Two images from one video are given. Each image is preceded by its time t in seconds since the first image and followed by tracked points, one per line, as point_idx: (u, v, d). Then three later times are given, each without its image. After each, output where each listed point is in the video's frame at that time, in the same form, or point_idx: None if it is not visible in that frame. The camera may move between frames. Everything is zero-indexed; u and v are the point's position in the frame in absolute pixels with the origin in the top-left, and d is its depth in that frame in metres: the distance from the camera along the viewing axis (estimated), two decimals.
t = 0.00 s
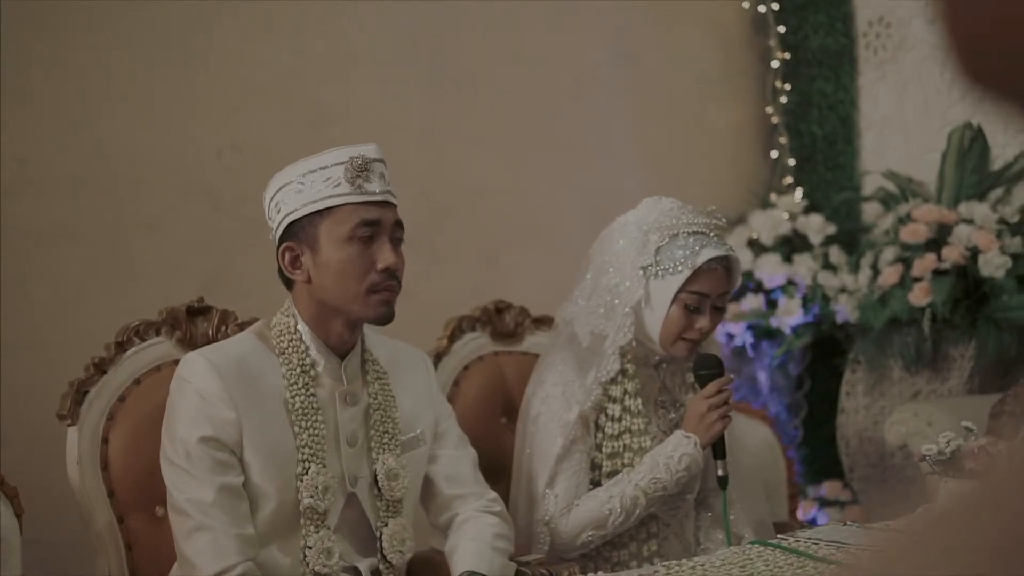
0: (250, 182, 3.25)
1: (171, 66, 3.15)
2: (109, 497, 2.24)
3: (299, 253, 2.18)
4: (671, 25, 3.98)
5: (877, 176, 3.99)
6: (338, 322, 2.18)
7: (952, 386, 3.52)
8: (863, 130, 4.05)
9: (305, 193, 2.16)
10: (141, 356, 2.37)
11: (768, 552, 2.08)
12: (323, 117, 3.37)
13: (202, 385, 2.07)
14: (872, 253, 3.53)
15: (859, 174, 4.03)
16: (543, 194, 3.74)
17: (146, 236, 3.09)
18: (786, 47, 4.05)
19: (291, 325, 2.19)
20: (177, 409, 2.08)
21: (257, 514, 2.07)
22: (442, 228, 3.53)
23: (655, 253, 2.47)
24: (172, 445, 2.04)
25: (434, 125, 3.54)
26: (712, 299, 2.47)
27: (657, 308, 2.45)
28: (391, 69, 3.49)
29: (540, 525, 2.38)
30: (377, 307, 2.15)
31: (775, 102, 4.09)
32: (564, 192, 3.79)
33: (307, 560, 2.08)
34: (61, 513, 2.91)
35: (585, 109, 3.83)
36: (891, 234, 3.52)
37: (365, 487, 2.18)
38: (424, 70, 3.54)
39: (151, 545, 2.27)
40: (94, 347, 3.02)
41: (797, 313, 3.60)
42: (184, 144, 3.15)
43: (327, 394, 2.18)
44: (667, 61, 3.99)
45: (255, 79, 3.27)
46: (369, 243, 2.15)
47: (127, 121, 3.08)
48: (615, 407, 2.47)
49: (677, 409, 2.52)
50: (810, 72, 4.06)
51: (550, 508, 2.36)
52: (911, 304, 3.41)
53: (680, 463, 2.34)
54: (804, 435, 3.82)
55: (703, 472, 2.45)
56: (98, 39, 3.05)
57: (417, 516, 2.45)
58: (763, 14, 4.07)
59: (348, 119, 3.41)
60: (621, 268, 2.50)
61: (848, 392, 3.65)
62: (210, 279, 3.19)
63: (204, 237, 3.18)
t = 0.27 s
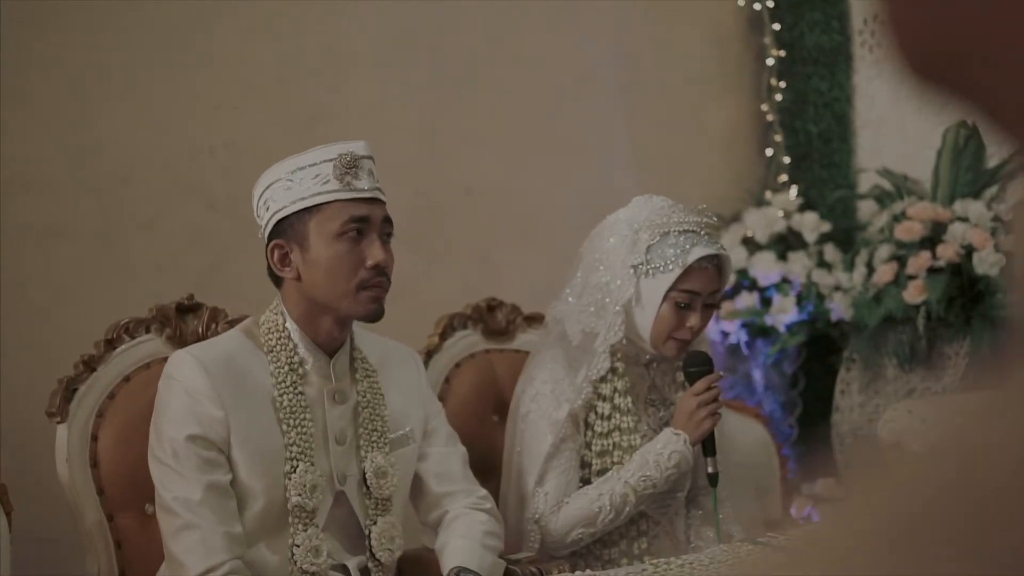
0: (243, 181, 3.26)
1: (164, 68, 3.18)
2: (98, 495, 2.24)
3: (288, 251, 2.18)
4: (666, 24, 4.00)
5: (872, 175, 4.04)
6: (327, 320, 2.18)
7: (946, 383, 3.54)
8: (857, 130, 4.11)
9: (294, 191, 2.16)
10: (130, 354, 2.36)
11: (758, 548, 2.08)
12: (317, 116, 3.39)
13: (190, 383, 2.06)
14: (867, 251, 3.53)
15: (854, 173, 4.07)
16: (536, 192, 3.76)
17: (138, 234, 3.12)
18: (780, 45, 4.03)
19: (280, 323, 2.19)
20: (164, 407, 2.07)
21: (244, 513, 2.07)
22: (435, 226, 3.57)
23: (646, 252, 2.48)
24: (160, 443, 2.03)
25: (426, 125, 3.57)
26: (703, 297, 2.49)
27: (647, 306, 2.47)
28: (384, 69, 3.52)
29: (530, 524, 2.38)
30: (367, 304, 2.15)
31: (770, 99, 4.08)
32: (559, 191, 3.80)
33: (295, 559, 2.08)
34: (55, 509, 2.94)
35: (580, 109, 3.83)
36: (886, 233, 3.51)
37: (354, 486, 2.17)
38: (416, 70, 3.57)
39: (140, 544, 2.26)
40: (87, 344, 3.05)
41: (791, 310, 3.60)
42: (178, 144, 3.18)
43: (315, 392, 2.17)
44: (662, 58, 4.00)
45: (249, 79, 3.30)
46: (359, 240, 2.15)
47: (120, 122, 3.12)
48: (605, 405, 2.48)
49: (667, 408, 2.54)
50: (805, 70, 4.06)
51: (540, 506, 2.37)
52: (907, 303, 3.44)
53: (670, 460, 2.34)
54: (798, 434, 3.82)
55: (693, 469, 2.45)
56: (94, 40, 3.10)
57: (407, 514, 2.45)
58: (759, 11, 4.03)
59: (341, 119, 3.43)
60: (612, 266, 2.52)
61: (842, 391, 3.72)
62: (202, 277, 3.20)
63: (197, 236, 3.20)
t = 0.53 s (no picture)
0: (235, 183, 3.31)
1: (157, 75, 3.25)
2: (90, 498, 2.24)
3: (277, 254, 2.18)
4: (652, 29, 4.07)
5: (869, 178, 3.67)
6: (317, 322, 2.18)
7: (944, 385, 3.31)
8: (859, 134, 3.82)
9: (283, 193, 2.17)
10: (121, 358, 2.37)
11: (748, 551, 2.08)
12: (307, 118, 3.45)
13: (179, 387, 2.06)
14: (863, 253, 3.55)
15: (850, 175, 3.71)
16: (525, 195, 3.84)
17: (133, 237, 3.17)
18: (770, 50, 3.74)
19: (270, 327, 2.19)
20: (154, 412, 2.07)
21: (234, 517, 2.06)
22: (425, 226, 3.63)
23: (636, 250, 2.49)
24: (150, 447, 2.02)
25: (416, 130, 3.65)
26: (696, 293, 2.48)
27: (640, 305, 2.48)
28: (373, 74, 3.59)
29: (523, 526, 2.38)
30: (358, 305, 2.15)
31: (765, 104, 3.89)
32: (546, 194, 3.87)
33: (284, 562, 2.07)
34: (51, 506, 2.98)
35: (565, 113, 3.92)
36: (881, 236, 3.51)
37: (344, 490, 2.18)
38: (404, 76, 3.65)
39: (132, 548, 2.26)
40: (82, 346, 3.09)
41: (786, 308, 3.64)
42: (172, 149, 3.24)
43: (306, 396, 2.18)
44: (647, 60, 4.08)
45: (239, 84, 3.36)
46: (348, 242, 2.16)
47: (115, 128, 3.18)
48: (598, 407, 2.48)
49: (661, 410, 2.53)
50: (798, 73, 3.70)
51: (534, 508, 2.37)
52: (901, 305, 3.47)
53: (664, 462, 2.35)
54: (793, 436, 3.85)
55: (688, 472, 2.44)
56: (90, 46, 3.16)
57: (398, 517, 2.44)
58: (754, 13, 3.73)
59: (332, 122, 3.49)
60: (603, 268, 2.54)
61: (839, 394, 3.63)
62: (196, 279, 3.25)
63: (190, 238, 3.25)
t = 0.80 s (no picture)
0: (231, 183, 3.29)
1: (155, 76, 3.24)
2: (84, 502, 2.23)
3: (272, 256, 2.18)
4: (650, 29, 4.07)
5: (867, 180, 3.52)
6: (312, 325, 2.18)
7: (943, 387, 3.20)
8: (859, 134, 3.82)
9: (277, 196, 2.16)
10: (116, 361, 2.37)
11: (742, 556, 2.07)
12: (304, 117, 3.44)
13: (173, 391, 2.05)
14: (861, 256, 3.59)
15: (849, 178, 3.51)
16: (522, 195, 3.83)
17: (129, 239, 3.17)
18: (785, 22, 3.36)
19: (265, 330, 2.19)
20: (148, 415, 2.05)
21: (228, 520, 2.05)
22: (422, 226, 3.64)
23: (635, 259, 2.49)
24: (144, 451, 2.01)
25: (415, 130, 3.65)
26: (692, 305, 2.50)
27: (636, 312, 2.49)
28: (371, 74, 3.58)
29: (518, 530, 2.40)
30: (352, 307, 2.15)
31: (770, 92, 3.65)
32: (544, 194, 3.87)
33: (279, 566, 2.06)
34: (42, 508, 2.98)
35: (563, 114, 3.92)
36: (880, 237, 3.55)
37: (338, 494, 2.17)
38: (402, 76, 3.64)
39: (127, 552, 2.24)
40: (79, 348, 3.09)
41: (785, 309, 3.68)
42: (169, 151, 3.23)
43: (300, 400, 2.17)
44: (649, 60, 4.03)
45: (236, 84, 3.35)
46: (342, 244, 2.16)
47: (112, 131, 3.18)
48: (592, 411, 2.51)
49: (655, 414, 2.57)
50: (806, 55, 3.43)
51: (528, 513, 2.39)
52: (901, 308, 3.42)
53: (657, 467, 2.38)
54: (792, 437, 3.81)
55: (681, 476, 2.48)
56: (82, 49, 3.16)
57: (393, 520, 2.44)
58: None
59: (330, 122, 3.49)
60: (600, 274, 2.55)
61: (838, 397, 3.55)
62: (193, 281, 3.22)
63: (187, 240, 3.23)
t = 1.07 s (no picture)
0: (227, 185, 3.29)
1: (151, 78, 3.24)
2: (79, 505, 2.22)
3: (267, 259, 2.17)
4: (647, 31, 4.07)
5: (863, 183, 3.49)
6: (307, 328, 2.17)
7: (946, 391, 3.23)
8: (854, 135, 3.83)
9: (271, 198, 2.15)
10: (111, 365, 2.36)
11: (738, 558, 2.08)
12: (300, 119, 3.44)
13: (167, 394, 2.04)
14: (860, 258, 3.58)
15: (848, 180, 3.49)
16: (519, 196, 3.84)
17: (125, 242, 3.17)
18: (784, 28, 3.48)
19: (259, 334, 2.17)
20: (142, 419, 2.04)
21: (223, 524, 2.04)
22: (419, 227, 3.63)
23: (630, 261, 2.52)
24: (138, 455, 2.00)
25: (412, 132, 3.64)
26: (688, 307, 2.51)
27: (631, 315, 2.50)
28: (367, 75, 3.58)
29: (514, 535, 2.40)
30: (348, 307, 2.14)
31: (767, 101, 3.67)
32: (540, 196, 3.87)
33: (274, 571, 2.06)
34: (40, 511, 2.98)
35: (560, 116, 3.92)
36: (879, 239, 3.54)
37: (334, 498, 2.17)
38: (398, 78, 3.64)
39: (122, 555, 2.24)
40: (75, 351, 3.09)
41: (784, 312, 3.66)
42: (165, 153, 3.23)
43: (295, 403, 2.17)
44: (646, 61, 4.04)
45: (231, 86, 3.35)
46: (337, 244, 2.15)
47: (108, 133, 3.18)
48: (588, 415, 2.52)
49: (651, 416, 2.58)
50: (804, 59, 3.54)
51: (523, 517, 2.39)
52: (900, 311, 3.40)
53: (654, 471, 2.37)
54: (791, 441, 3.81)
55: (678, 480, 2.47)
56: (79, 52, 3.15)
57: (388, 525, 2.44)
58: None
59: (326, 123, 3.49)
60: (595, 276, 2.55)
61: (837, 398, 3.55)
62: (188, 284, 3.24)
63: (183, 242, 3.24)
